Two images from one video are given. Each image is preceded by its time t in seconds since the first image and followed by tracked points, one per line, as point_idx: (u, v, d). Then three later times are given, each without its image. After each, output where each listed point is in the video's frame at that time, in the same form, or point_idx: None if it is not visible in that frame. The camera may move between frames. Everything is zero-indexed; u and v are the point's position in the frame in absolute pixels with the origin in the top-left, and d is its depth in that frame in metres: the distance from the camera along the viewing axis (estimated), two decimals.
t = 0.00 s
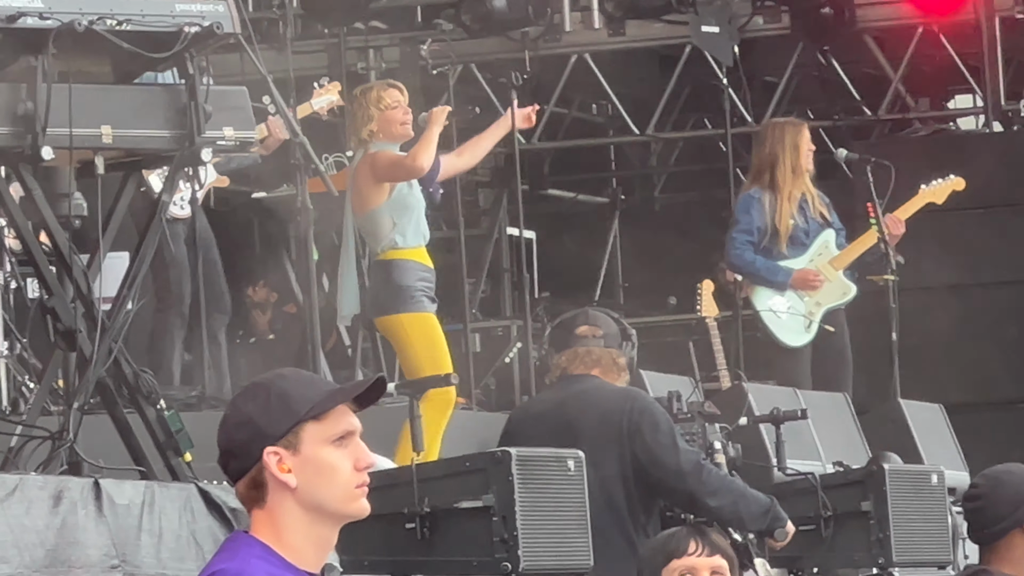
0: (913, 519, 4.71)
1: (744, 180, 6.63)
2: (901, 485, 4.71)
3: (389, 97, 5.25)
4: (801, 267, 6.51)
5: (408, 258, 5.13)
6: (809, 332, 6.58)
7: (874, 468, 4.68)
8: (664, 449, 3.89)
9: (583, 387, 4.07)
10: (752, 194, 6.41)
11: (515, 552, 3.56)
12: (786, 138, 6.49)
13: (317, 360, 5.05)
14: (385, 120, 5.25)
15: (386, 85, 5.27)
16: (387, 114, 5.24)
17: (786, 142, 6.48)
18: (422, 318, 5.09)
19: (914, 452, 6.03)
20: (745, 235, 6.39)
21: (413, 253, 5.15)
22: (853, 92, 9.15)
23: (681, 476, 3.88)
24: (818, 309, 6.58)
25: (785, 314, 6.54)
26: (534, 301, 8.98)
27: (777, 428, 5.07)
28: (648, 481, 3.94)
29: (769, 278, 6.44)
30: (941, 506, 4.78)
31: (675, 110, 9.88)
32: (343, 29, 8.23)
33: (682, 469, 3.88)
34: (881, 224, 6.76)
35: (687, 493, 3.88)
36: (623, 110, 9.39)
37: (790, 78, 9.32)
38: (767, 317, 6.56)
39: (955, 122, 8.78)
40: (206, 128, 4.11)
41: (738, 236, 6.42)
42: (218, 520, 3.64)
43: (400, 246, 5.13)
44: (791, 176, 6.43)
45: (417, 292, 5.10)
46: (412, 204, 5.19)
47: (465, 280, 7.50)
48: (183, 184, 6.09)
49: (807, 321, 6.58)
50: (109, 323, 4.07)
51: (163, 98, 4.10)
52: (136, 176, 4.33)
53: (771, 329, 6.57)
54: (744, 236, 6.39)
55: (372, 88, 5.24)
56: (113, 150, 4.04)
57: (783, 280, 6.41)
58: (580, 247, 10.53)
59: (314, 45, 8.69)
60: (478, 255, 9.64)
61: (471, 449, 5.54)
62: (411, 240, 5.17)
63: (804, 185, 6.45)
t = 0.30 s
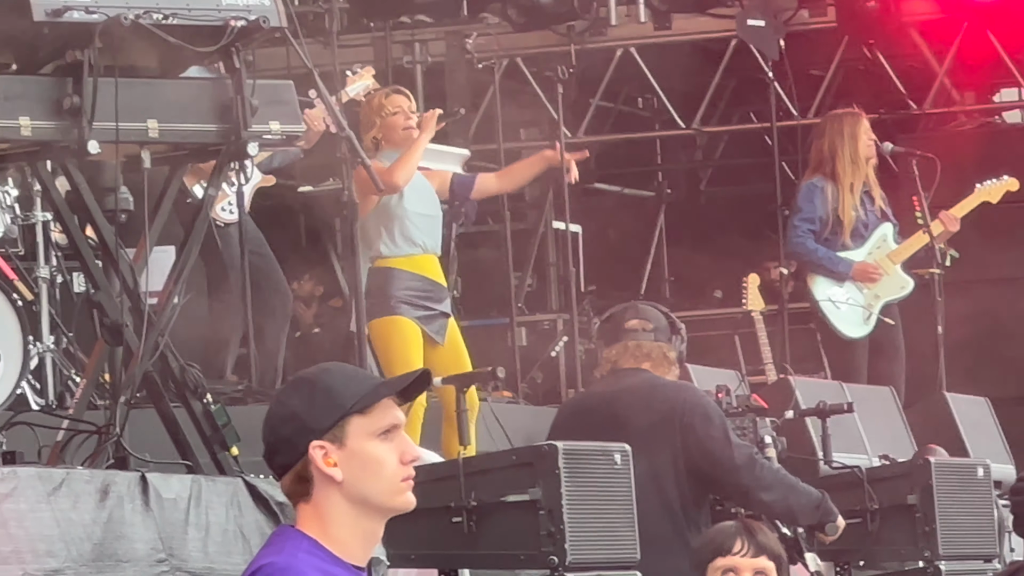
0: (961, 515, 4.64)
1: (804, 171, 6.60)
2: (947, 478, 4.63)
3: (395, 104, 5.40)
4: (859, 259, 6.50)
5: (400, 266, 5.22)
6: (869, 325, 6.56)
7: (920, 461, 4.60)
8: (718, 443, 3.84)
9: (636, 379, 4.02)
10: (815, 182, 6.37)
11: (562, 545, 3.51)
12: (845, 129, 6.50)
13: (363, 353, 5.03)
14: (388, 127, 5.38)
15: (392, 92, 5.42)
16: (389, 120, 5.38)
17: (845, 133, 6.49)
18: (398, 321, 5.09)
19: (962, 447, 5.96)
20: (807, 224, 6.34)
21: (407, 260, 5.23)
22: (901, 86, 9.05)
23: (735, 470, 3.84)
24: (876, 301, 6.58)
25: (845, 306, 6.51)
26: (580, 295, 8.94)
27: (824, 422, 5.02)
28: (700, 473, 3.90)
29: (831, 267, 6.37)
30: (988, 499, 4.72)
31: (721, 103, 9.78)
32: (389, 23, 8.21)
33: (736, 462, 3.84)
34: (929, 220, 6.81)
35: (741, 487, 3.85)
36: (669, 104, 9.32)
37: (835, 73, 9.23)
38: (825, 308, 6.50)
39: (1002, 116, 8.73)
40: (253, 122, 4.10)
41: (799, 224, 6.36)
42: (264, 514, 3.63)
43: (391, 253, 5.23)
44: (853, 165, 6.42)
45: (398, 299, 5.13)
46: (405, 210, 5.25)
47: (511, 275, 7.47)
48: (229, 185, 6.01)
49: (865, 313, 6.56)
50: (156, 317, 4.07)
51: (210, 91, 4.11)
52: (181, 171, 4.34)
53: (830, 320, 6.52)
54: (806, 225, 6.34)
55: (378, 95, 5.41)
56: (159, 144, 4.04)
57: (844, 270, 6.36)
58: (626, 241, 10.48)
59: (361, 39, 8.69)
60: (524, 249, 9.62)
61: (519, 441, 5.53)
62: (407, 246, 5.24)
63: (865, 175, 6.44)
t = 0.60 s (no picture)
0: (993, 515, 4.59)
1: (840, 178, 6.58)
2: (980, 479, 4.58)
3: (391, 87, 5.09)
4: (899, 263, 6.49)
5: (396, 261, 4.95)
6: (907, 329, 6.47)
7: (952, 462, 4.56)
8: (754, 444, 3.82)
9: (672, 380, 4.01)
10: (851, 189, 6.35)
11: (594, 546, 3.48)
12: (878, 134, 6.47)
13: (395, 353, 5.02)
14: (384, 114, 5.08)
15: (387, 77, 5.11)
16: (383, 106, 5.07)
17: (879, 138, 6.47)
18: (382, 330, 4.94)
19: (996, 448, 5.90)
20: (845, 229, 6.31)
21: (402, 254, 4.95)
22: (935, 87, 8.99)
23: (771, 472, 3.82)
24: (916, 305, 6.50)
25: (885, 309, 6.43)
26: (611, 296, 8.90)
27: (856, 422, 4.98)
28: (736, 475, 3.88)
29: (870, 271, 6.33)
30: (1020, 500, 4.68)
31: (753, 103, 9.70)
32: (422, 24, 8.20)
33: (772, 464, 3.81)
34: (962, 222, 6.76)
35: (777, 489, 3.82)
36: (701, 105, 9.28)
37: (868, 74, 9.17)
38: (866, 311, 6.42)
39: None
40: (285, 123, 4.11)
41: (838, 230, 6.33)
42: (297, 515, 3.62)
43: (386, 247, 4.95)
44: (887, 170, 6.40)
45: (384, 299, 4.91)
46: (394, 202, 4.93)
47: (543, 276, 7.45)
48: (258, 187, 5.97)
49: (906, 317, 6.48)
50: (189, 318, 4.06)
51: (242, 93, 4.11)
52: (214, 172, 4.34)
53: (870, 324, 6.43)
54: (845, 229, 6.31)
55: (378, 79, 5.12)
56: (191, 145, 4.04)
57: (883, 275, 6.32)
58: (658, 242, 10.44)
59: (393, 40, 8.69)
60: (556, 249, 9.59)
61: (553, 441, 5.51)
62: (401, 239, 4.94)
63: (900, 179, 6.42)
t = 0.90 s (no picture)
0: (1012, 525, 4.57)
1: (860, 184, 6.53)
2: (999, 488, 4.56)
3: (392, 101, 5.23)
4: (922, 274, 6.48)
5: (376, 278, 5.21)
6: (932, 341, 6.47)
7: (971, 471, 4.54)
8: (778, 455, 3.80)
9: (695, 390, 3.99)
10: (876, 198, 6.28)
11: (613, 555, 3.48)
12: (899, 141, 6.44)
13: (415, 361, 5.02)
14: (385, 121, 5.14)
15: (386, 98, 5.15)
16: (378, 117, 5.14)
17: (901, 146, 6.43)
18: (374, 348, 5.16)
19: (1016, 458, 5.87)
20: (871, 238, 6.25)
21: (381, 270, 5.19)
22: (954, 95, 8.96)
23: (795, 481, 3.79)
24: (939, 316, 6.49)
25: (910, 321, 6.41)
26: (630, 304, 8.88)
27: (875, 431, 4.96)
28: (761, 484, 3.86)
29: (896, 281, 6.29)
30: None
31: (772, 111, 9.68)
32: (442, 32, 8.21)
33: (797, 474, 3.79)
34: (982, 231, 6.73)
35: (802, 499, 3.80)
36: (720, 113, 9.27)
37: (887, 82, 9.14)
38: (893, 323, 6.38)
39: None
40: (304, 131, 4.13)
41: (863, 238, 6.27)
42: (315, 522, 3.63)
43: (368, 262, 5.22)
44: (909, 178, 6.38)
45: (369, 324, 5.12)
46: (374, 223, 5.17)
47: (561, 283, 7.44)
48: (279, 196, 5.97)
49: (929, 328, 6.47)
50: (207, 326, 4.07)
51: (261, 100, 4.12)
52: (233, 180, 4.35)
53: (896, 335, 6.40)
54: (871, 239, 6.25)
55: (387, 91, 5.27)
56: (210, 153, 4.05)
57: (910, 285, 6.29)
58: (677, 250, 10.41)
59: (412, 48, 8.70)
60: (575, 257, 9.58)
61: (573, 450, 5.51)
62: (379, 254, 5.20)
63: (920, 188, 6.41)
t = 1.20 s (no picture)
0: (1012, 537, 4.56)
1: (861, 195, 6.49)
2: (998, 500, 4.56)
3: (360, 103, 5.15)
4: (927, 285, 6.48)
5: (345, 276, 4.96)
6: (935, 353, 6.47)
7: (971, 482, 4.53)
8: (786, 467, 3.80)
9: (701, 402, 3.98)
10: (891, 206, 6.25)
11: (612, 565, 3.47)
12: (902, 150, 6.46)
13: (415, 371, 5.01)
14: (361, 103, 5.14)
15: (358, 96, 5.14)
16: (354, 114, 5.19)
17: (903, 155, 6.45)
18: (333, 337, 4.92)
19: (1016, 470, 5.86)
20: (889, 244, 6.19)
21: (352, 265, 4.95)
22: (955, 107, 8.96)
23: (803, 494, 3.79)
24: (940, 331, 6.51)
25: (920, 330, 6.40)
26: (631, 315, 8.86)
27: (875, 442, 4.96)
28: (767, 496, 3.86)
29: (910, 290, 6.23)
30: None
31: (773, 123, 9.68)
32: (442, 42, 8.22)
33: (805, 487, 3.79)
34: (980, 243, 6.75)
35: (810, 511, 3.79)
36: (721, 124, 9.27)
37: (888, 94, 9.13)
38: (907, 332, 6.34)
39: None
40: (304, 141, 4.13)
41: (879, 246, 6.20)
42: (314, 533, 3.62)
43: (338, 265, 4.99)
44: (912, 187, 6.41)
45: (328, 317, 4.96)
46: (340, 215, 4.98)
47: (561, 295, 7.42)
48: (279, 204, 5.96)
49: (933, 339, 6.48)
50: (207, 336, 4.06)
51: (261, 110, 4.12)
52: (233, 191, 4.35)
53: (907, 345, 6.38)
54: (891, 247, 6.19)
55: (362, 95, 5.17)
56: (210, 163, 4.05)
57: (925, 295, 6.24)
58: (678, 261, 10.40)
59: (413, 58, 8.71)
60: (576, 268, 9.57)
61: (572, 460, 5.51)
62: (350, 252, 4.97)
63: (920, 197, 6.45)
